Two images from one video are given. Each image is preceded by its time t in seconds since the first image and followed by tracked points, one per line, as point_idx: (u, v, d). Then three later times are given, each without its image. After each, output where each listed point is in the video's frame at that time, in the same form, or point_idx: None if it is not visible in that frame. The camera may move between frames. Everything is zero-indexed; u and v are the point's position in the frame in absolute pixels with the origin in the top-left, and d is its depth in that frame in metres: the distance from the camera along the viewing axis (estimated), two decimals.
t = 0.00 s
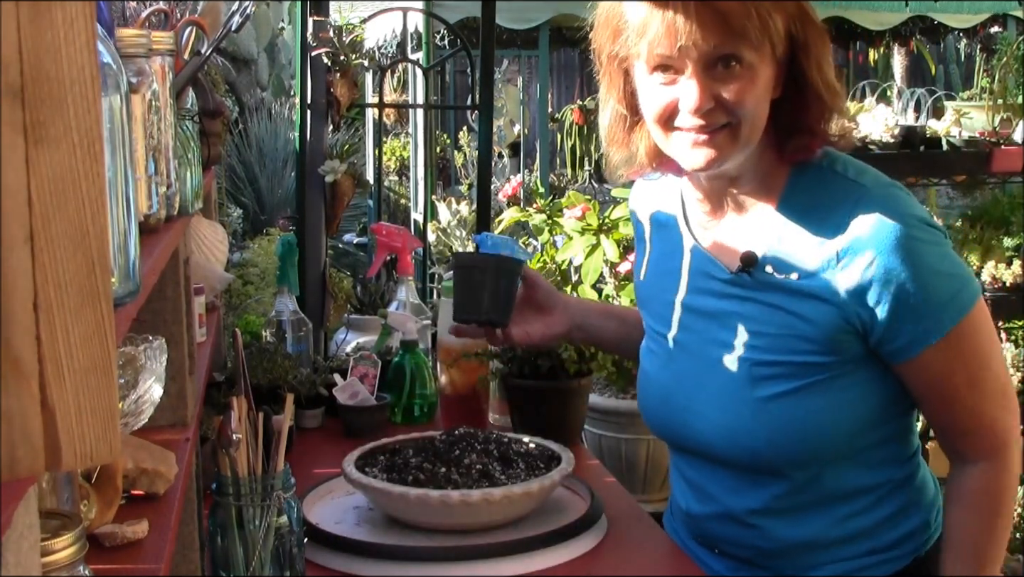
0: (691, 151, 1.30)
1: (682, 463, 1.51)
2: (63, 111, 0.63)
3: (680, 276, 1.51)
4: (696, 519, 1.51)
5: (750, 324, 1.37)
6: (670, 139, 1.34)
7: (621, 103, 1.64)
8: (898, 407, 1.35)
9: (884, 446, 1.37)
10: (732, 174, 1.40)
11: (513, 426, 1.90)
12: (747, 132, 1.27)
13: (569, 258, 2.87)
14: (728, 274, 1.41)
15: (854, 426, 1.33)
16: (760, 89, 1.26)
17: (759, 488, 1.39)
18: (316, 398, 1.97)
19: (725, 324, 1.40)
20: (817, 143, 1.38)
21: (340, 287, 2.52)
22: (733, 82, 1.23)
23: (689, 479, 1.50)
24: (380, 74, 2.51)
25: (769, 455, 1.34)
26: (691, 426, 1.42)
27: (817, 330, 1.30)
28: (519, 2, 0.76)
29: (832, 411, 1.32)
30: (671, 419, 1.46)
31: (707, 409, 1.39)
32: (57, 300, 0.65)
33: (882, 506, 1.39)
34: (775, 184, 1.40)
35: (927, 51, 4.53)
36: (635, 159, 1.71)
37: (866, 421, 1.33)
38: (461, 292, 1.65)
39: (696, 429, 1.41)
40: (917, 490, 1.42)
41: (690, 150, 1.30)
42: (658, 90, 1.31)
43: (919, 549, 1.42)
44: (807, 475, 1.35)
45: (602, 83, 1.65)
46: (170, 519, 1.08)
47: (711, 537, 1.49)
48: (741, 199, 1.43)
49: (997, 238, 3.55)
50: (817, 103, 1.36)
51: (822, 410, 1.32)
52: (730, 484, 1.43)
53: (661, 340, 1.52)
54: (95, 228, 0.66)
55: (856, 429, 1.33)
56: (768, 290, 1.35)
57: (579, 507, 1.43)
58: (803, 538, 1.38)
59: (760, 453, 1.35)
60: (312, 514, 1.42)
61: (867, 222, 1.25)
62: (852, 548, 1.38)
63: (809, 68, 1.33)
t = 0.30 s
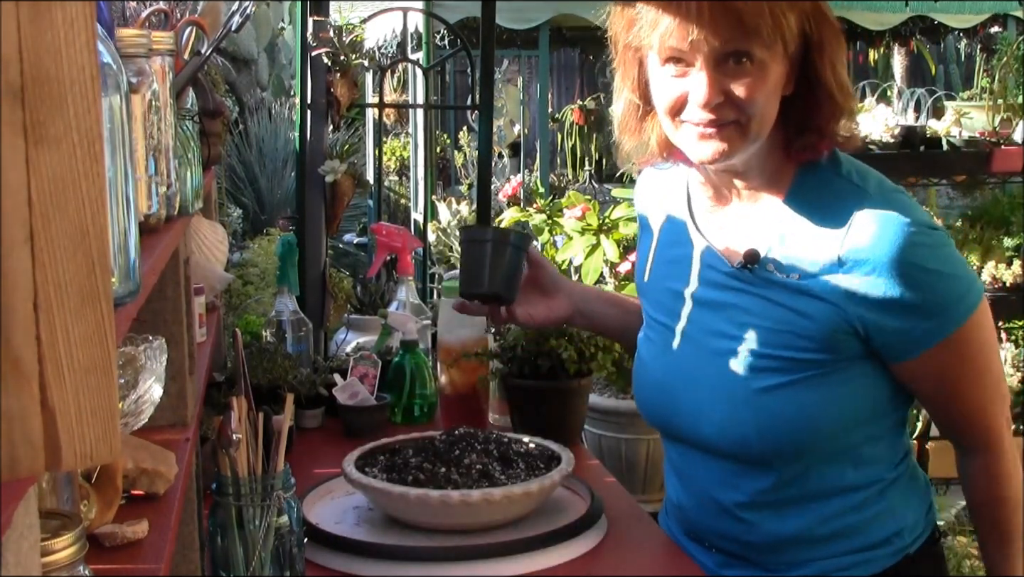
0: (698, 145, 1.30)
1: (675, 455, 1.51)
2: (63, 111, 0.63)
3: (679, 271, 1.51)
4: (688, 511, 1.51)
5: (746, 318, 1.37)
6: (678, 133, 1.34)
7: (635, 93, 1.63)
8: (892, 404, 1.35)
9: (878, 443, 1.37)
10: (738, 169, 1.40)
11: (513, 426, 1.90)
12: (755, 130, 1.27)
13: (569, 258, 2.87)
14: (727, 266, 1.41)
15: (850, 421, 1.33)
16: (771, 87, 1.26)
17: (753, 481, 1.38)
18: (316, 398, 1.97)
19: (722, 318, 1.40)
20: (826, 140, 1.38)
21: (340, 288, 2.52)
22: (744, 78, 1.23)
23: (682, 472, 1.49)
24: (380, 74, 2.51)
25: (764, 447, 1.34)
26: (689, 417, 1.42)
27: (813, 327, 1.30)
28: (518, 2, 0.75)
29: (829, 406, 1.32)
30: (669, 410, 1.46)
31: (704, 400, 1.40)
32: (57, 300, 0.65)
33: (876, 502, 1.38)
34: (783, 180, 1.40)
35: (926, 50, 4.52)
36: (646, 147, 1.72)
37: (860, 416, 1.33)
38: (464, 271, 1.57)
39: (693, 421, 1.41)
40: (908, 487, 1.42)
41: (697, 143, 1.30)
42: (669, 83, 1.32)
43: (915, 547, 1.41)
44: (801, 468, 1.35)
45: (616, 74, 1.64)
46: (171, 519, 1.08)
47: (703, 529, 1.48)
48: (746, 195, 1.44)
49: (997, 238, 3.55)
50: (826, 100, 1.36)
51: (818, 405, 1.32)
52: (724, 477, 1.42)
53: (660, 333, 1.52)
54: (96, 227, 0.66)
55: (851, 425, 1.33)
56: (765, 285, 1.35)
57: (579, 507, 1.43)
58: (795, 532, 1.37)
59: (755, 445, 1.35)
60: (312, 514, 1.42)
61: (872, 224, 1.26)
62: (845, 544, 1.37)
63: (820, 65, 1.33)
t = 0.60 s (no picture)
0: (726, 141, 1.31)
1: (679, 448, 1.52)
2: (63, 111, 0.63)
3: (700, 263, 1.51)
4: (686, 504, 1.51)
5: (763, 316, 1.37)
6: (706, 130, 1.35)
7: (668, 97, 1.65)
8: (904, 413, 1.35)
9: (883, 449, 1.38)
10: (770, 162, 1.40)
11: (512, 426, 1.90)
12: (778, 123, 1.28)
13: (569, 258, 2.88)
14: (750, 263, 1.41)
15: (859, 425, 1.33)
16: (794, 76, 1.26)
17: (755, 479, 1.39)
18: (316, 398, 1.97)
19: (738, 313, 1.40)
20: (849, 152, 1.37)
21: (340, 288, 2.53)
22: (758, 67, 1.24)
23: (684, 466, 1.50)
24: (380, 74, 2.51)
25: (771, 445, 1.35)
26: (698, 412, 1.42)
27: (834, 331, 1.30)
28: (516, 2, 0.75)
29: (839, 409, 1.32)
30: (678, 402, 1.46)
31: (715, 395, 1.40)
32: (57, 300, 0.65)
33: (874, 507, 1.38)
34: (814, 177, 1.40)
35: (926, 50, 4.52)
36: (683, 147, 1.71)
37: (870, 422, 1.34)
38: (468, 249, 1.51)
39: (702, 415, 1.42)
40: (909, 493, 1.41)
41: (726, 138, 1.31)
42: (690, 82, 1.34)
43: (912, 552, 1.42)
44: (805, 468, 1.35)
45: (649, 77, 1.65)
46: (170, 519, 1.08)
47: (699, 523, 1.49)
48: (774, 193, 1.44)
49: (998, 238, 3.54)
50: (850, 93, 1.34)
51: (829, 407, 1.32)
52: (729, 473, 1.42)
53: (672, 324, 1.53)
54: (95, 227, 0.66)
55: (859, 430, 1.34)
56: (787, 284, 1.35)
57: (579, 507, 1.43)
58: (791, 533, 1.38)
59: (762, 443, 1.35)
60: (312, 514, 1.42)
61: (902, 234, 1.25)
62: (838, 547, 1.38)
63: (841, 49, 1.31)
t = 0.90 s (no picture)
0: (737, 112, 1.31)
1: (684, 435, 1.51)
2: (63, 111, 0.63)
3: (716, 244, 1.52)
4: (688, 495, 1.50)
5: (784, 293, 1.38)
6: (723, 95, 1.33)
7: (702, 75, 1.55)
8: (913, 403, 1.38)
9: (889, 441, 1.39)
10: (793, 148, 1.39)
11: (513, 426, 1.90)
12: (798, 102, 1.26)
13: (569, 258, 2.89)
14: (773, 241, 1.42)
15: (873, 410, 1.34)
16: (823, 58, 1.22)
17: (767, 465, 1.38)
18: (316, 398, 1.97)
19: (758, 291, 1.41)
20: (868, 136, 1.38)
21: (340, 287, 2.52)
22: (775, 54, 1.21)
23: (689, 455, 1.49)
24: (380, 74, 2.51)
25: (786, 423, 1.35)
26: (714, 391, 1.42)
27: (858, 308, 1.31)
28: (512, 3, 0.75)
29: (855, 391, 1.33)
30: (692, 383, 1.46)
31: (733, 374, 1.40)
32: (57, 299, 0.65)
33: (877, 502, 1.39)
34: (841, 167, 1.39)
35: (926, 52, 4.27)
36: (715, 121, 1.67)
37: (882, 408, 1.35)
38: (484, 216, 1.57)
39: (718, 394, 1.42)
40: (906, 492, 1.43)
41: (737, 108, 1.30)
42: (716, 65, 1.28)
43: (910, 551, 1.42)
44: (817, 451, 1.36)
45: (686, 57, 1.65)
46: (171, 519, 1.08)
47: (701, 515, 1.48)
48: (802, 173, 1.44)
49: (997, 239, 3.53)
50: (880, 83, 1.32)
51: (846, 388, 1.33)
52: (740, 459, 1.41)
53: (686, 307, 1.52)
54: (95, 228, 0.66)
55: (872, 413, 1.35)
56: (811, 261, 1.36)
57: (579, 507, 1.43)
58: (798, 519, 1.38)
59: (779, 422, 1.35)
60: (313, 514, 1.42)
61: (923, 214, 1.26)
62: (841, 537, 1.38)
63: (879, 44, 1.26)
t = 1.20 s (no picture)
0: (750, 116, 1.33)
1: (703, 434, 1.49)
2: (63, 111, 0.63)
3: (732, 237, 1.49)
4: (708, 495, 1.49)
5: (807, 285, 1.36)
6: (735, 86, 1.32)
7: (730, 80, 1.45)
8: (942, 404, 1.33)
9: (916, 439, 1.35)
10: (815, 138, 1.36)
11: (513, 426, 1.91)
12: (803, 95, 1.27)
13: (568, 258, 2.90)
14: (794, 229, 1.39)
15: (895, 406, 1.31)
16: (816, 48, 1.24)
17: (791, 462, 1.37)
18: (316, 398, 1.97)
19: (777, 285, 1.39)
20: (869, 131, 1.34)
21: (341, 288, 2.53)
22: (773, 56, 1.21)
23: (709, 454, 1.47)
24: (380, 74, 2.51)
25: (807, 417, 1.33)
26: (733, 387, 1.40)
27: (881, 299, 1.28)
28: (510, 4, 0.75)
29: (876, 387, 1.30)
30: (709, 379, 1.44)
31: (752, 368, 1.38)
32: (57, 300, 0.65)
33: (905, 501, 1.36)
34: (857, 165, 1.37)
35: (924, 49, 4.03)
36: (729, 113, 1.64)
37: (908, 404, 1.31)
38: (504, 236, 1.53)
39: (738, 390, 1.40)
40: (938, 494, 1.39)
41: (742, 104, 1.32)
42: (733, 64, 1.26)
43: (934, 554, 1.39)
44: (840, 447, 1.33)
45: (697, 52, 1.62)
46: (171, 519, 1.08)
47: (725, 512, 1.46)
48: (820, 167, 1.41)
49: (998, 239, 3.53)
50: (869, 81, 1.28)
51: (868, 383, 1.30)
52: (762, 457, 1.39)
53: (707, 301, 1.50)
54: (96, 228, 0.66)
55: (897, 410, 1.31)
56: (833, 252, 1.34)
57: (579, 507, 1.43)
58: (823, 516, 1.37)
59: (801, 416, 1.33)
60: (313, 514, 1.42)
61: (953, 203, 1.23)
62: (870, 535, 1.36)
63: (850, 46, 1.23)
